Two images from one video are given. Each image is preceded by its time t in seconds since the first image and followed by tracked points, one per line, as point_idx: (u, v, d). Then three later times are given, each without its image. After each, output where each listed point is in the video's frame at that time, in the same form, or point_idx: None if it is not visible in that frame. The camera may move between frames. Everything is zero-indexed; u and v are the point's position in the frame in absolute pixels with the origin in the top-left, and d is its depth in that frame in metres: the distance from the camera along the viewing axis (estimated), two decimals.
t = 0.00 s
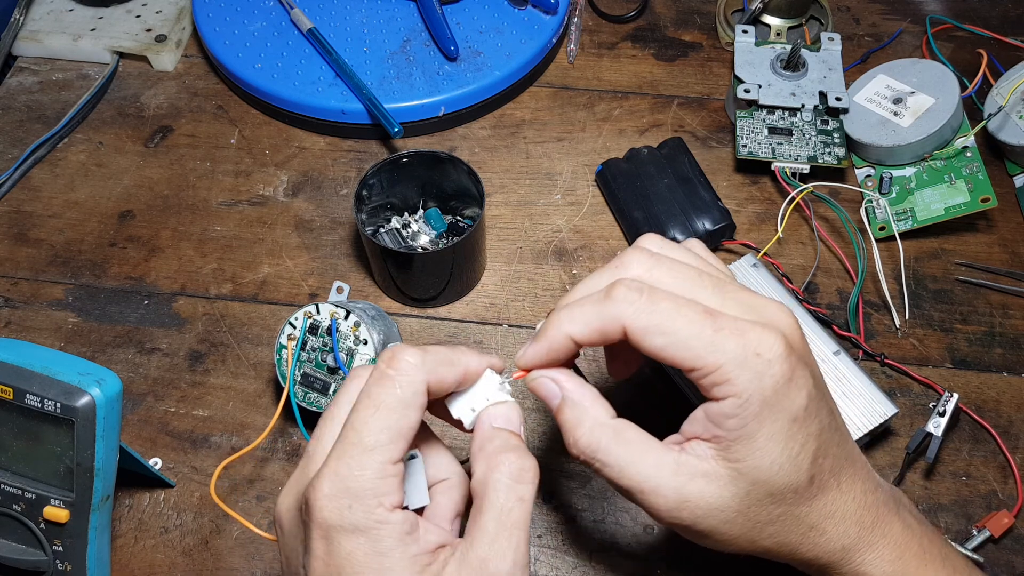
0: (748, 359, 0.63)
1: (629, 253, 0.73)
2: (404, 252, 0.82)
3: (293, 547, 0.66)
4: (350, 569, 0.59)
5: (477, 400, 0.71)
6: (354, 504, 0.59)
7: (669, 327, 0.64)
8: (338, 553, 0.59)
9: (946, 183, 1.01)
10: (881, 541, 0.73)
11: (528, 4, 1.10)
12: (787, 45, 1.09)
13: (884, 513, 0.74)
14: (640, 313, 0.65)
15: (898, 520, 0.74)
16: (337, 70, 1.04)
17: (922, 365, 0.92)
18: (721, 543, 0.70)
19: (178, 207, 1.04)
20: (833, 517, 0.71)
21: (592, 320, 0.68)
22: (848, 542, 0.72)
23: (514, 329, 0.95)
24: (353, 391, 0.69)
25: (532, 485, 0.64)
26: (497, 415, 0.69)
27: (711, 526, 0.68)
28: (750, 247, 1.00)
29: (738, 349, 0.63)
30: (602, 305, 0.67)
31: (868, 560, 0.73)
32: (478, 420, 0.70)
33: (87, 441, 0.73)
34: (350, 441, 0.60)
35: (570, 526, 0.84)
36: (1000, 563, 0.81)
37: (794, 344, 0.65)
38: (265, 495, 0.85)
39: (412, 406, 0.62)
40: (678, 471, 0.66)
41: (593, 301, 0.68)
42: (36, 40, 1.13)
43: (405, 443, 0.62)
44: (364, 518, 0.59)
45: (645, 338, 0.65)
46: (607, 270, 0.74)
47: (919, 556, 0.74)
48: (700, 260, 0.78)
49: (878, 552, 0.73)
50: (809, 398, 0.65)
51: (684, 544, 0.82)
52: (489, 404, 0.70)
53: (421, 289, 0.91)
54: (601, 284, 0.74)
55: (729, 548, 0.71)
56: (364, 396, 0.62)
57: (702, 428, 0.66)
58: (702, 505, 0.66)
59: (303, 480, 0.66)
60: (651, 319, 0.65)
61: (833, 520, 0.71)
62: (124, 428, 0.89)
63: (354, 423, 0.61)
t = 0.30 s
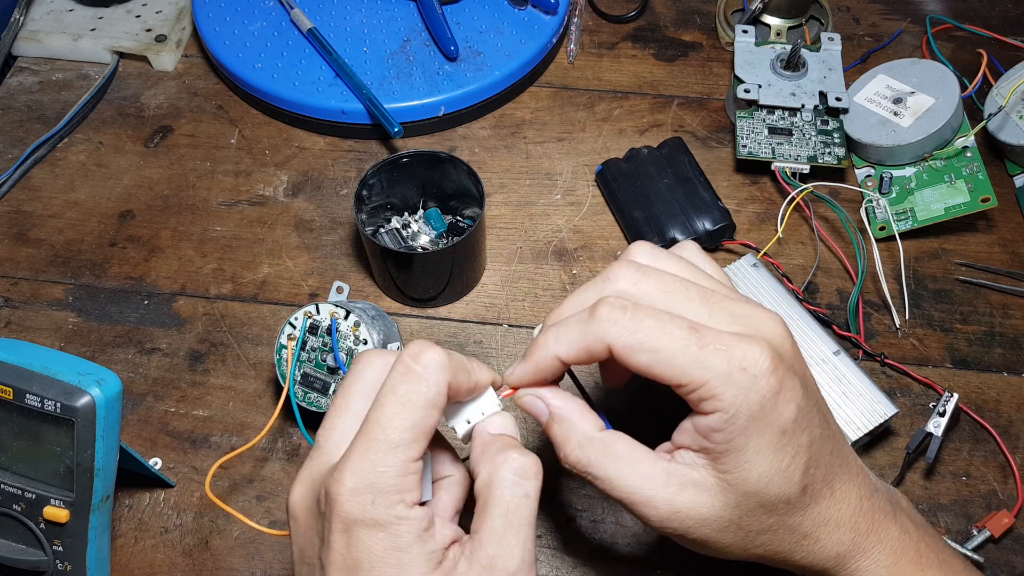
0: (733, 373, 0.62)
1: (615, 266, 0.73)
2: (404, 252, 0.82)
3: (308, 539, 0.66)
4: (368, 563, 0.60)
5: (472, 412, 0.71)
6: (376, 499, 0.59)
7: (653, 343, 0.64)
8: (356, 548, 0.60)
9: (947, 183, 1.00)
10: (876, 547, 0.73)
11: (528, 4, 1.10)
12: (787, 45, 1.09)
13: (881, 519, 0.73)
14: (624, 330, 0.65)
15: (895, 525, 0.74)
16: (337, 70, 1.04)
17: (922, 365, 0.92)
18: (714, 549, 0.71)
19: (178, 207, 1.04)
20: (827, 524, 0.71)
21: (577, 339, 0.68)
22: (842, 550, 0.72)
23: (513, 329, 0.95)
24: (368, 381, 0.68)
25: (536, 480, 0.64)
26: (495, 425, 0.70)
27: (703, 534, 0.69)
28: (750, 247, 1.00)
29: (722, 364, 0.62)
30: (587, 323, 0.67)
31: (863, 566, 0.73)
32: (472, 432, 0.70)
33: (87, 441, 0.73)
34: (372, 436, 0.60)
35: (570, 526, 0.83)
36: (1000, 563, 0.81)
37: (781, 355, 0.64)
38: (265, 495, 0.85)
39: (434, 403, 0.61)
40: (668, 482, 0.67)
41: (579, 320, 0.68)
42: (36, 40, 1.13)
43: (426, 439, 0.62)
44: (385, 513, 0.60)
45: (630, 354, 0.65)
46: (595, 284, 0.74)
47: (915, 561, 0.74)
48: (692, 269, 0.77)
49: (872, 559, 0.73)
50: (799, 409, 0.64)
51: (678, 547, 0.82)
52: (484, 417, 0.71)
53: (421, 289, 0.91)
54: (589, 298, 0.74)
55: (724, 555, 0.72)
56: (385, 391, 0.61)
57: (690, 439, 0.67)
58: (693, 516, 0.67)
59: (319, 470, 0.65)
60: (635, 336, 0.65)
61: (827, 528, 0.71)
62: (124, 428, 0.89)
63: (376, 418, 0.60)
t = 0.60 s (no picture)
0: (721, 378, 0.62)
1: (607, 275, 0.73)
2: (404, 253, 0.82)
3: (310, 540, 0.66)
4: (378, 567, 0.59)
5: (473, 416, 0.71)
6: (389, 501, 0.59)
7: (642, 349, 0.64)
8: (366, 551, 0.59)
9: (947, 183, 1.00)
10: (875, 551, 0.73)
11: (528, 4, 1.10)
12: (787, 45, 1.09)
13: (880, 523, 0.73)
14: (614, 336, 0.65)
15: (896, 528, 0.74)
16: (337, 70, 1.04)
17: (922, 365, 0.92)
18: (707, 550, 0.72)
19: (178, 207, 1.04)
20: (823, 527, 0.71)
21: (568, 346, 0.68)
22: (839, 554, 0.72)
23: (513, 329, 0.95)
24: (375, 384, 0.68)
25: (537, 490, 0.65)
26: (495, 429, 0.71)
27: (697, 534, 0.70)
28: (750, 247, 1.00)
29: (711, 369, 0.62)
30: (577, 330, 0.67)
31: (861, 570, 0.73)
32: (472, 436, 0.71)
33: (88, 441, 0.73)
34: (383, 437, 0.60)
35: (570, 526, 0.83)
36: (1000, 563, 0.81)
37: (772, 360, 0.64)
38: (265, 495, 0.85)
39: (443, 404, 0.61)
40: (661, 480, 0.68)
41: (570, 327, 0.68)
42: (36, 40, 1.13)
43: (435, 441, 0.62)
44: (397, 516, 0.59)
45: (619, 359, 0.65)
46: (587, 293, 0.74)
47: (915, 565, 0.74)
48: (686, 276, 0.76)
49: (871, 563, 0.73)
50: (790, 414, 0.64)
51: (676, 548, 0.82)
52: (485, 421, 0.71)
53: (421, 289, 0.91)
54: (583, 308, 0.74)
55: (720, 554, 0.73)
56: (395, 394, 0.61)
57: (680, 441, 0.67)
58: (686, 515, 0.68)
59: (326, 473, 0.65)
60: (623, 342, 0.65)
61: (823, 532, 0.71)
62: (124, 428, 0.89)
63: (386, 420, 0.60)
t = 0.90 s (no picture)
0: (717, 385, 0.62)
1: (602, 280, 0.73)
2: (404, 253, 0.82)
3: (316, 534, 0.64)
4: (390, 564, 0.59)
5: (477, 416, 0.72)
6: (405, 495, 0.59)
7: (638, 356, 0.64)
8: (379, 546, 0.59)
9: (946, 183, 1.00)
10: (874, 553, 0.73)
11: (528, 4, 1.10)
12: (787, 45, 1.09)
13: (879, 527, 0.73)
14: (610, 343, 0.65)
15: (895, 532, 0.74)
16: (337, 70, 1.04)
17: (922, 365, 0.92)
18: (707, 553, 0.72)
19: (178, 207, 1.04)
20: (814, 535, 0.70)
21: (563, 352, 0.68)
22: (837, 560, 0.72)
23: (513, 330, 0.95)
24: (384, 381, 0.68)
25: (540, 495, 0.65)
26: (497, 429, 0.71)
27: (692, 535, 0.70)
28: (750, 247, 1.00)
29: (707, 375, 0.62)
30: (573, 337, 0.67)
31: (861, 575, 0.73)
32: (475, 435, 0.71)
33: (87, 440, 0.73)
34: (396, 431, 0.60)
35: (569, 526, 0.84)
36: (1000, 563, 0.81)
37: (769, 365, 0.64)
38: (265, 495, 0.85)
39: (454, 398, 0.62)
40: (658, 479, 0.68)
41: (566, 334, 0.68)
42: (36, 40, 1.13)
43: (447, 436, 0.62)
44: (412, 511, 0.60)
45: (615, 367, 0.65)
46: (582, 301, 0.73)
47: (914, 568, 0.74)
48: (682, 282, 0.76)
49: (870, 565, 0.73)
50: (787, 420, 0.64)
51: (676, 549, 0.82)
52: (487, 421, 0.72)
53: (422, 289, 0.91)
54: (579, 314, 0.74)
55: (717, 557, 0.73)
56: (408, 389, 0.61)
57: (678, 443, 0.67)
58: (681, 516, 0.68)
59: (336, 468, 0.64)
60: (619, 349, 0.65)
61: (820, 538, 0.71)
62: (124, 428, 0.89)
63: (401, 414, 0.60)
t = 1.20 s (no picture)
0: (762, 276, 0.71)
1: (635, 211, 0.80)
2: (404, 252, 0.82)
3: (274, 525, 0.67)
4: (298, 539, 0.60)
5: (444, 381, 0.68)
6: (313, 463, 0.62)
7: (694, 250, 0.71)
8: (290, 516, 0.61)
9: (946, 183, 1.00)
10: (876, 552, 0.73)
11: (528, 4, 1.10)
12: (787, 45, 1.09)
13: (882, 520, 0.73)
14: (665, 238, 0.72)
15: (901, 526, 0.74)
16: (336, 70, 1.04)
17: (922, 365, 0.92)
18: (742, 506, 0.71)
19: (178, 207, 1.04)
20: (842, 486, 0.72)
21: (618, 246, 0.73)
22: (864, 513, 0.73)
23: (513, 329, 0.95)
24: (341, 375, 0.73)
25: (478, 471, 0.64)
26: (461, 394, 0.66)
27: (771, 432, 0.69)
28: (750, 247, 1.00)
29: (754, 271, 0.71)
30: (630, 230, 0.73)
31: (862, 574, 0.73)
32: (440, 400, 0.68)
33: (87, 441, 0.73)
34: (318, 405, 0.65)
35: (570, 526, 0.84)
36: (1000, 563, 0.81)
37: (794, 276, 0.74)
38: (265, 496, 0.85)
39: (367, 369, 0.67)
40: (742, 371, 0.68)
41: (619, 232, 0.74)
42: (36, 40, 1.13)
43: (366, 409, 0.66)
44: (316, 481, 0.61)
45: (671, 259, 0.72)
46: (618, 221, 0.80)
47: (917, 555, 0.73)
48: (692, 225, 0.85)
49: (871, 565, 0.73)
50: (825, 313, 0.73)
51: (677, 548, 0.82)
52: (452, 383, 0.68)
53: (422, 289, 0.91)
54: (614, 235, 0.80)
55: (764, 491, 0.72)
56: (327, 368, 0.67)
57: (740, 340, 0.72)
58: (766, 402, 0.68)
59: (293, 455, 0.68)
60: (674, 242, 0.72)
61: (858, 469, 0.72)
62: (124, 428, 0.89)
63: (319, 391, 0.66)
